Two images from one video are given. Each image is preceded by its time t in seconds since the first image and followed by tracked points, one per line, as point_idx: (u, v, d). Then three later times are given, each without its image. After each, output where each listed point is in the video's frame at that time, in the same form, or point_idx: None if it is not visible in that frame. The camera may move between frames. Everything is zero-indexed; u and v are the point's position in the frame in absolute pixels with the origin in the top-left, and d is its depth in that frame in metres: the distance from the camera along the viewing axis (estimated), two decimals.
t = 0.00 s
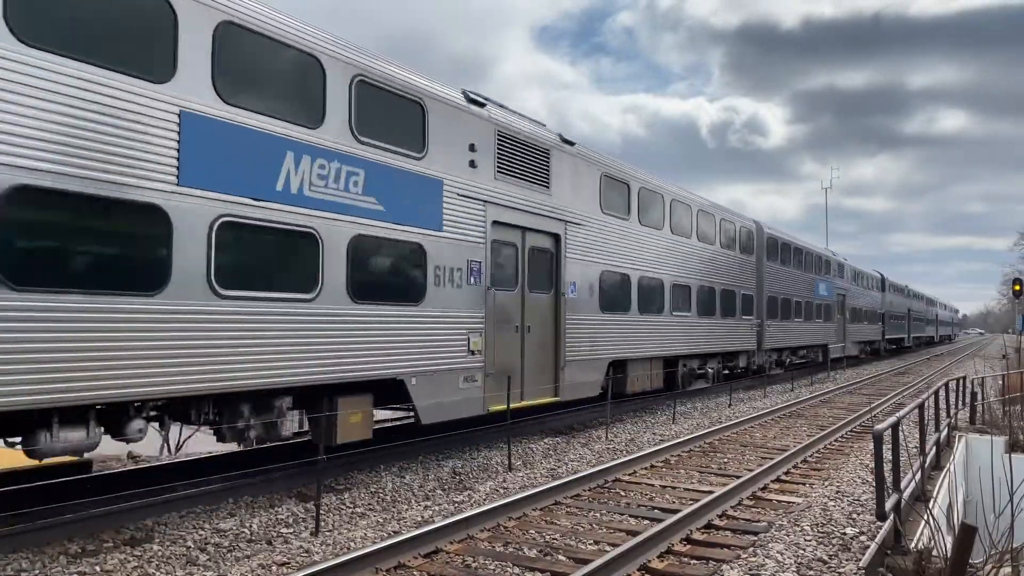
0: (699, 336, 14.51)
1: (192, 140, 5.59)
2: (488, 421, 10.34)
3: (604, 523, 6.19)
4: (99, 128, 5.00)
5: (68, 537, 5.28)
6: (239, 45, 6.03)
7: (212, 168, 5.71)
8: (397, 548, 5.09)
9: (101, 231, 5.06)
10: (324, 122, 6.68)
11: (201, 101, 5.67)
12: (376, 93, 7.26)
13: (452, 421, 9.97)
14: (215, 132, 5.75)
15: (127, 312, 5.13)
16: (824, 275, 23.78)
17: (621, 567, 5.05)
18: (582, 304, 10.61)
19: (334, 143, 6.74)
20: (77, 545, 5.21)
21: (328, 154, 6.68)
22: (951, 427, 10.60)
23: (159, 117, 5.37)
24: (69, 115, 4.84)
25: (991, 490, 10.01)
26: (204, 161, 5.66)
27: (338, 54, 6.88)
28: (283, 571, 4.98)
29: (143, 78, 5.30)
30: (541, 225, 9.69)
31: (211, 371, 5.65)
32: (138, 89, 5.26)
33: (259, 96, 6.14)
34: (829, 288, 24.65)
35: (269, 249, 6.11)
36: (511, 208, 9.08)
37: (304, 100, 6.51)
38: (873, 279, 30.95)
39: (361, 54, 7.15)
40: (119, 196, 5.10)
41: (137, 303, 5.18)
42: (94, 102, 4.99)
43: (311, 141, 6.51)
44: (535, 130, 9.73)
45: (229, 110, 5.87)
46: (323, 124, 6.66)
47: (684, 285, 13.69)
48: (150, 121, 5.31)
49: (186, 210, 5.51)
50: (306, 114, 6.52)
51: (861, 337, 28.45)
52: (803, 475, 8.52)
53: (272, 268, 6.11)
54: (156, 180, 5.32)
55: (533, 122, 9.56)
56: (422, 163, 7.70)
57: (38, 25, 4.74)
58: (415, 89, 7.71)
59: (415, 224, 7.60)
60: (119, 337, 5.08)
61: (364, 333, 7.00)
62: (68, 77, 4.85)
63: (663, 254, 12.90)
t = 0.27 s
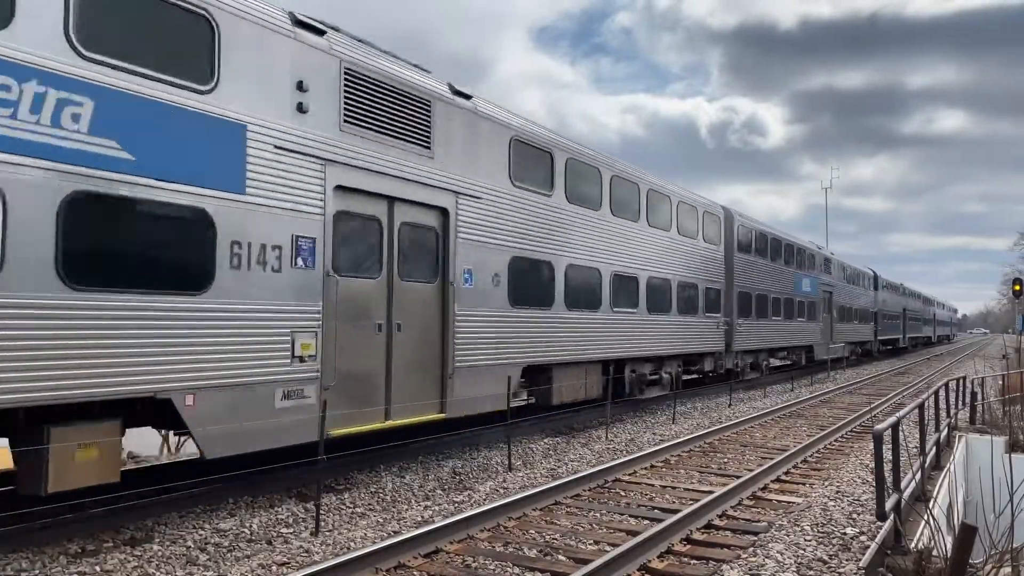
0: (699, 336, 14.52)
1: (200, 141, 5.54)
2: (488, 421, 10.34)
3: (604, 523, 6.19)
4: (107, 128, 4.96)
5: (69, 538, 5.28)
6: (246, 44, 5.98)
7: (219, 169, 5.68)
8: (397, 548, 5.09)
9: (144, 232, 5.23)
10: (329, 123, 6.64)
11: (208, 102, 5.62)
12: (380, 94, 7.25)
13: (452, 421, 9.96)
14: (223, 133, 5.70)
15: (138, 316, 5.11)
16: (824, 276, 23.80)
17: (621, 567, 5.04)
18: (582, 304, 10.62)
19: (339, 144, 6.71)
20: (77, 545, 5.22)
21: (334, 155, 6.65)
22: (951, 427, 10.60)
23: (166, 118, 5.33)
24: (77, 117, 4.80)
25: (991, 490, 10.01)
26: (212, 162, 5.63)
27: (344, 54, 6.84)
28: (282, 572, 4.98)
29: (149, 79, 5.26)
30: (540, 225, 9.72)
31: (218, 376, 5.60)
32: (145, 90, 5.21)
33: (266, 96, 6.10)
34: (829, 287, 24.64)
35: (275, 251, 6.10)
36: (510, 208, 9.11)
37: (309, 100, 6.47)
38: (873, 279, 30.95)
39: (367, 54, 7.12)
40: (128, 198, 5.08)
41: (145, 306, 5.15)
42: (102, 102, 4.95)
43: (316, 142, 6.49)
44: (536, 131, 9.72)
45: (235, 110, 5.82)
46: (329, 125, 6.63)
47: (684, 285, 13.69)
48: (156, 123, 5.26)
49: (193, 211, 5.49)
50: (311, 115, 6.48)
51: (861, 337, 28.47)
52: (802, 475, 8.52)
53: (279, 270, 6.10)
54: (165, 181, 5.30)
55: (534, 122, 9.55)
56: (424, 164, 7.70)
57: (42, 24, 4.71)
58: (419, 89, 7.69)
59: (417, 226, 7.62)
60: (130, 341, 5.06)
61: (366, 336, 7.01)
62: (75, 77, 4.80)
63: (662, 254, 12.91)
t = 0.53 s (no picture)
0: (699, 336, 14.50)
1: (194, 141, 5.57)
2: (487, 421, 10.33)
3: (604, 523, 6.19)
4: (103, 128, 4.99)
5: (69, 538, 5.29)
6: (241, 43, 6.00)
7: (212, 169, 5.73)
8: (397, 548, 5.09)
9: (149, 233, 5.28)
10: (323, 122, 6.68)
11: (204, 101, 5.64)
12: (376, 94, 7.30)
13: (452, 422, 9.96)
14: (217, 133, 5.73)
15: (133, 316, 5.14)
16: (824, 276, 23.80)
17: (621, 567, 5.04)
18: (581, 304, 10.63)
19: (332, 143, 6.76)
20: (76, 546, 5.22)
21: (327, 154, 6.69)
22: (951, 427, 10.60)
23: (161, 118, 5.35)
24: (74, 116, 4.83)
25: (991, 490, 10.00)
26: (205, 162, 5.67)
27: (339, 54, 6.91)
28: (283, 572, 4.98)
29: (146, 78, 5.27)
30: (537, 224, 9.74)
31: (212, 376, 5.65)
32: (142, 89, 5.23)
33: (261, 95, 6.13)
34: (829, 287, 24.62)
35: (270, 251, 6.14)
36: (506, 207, 9.15)
37: (303, 99, 6.50)
38: (873, 279, 30.93)
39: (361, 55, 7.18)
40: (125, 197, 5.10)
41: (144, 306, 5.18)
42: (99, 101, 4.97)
43: (310, 141, 6.53)
44: (532, 130, 9.75)
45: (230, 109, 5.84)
46: (322, 124, 6.67)
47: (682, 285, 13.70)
48: (152, 123, 5.29)
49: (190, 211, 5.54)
50: (305, 114, 6.51)
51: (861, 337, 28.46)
52: (802, 475, 8.52)
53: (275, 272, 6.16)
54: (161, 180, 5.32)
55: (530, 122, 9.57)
56: (419, 163, 7.76)
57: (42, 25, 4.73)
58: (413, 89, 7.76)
59: (414, 225, 7.65)
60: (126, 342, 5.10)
61: (365, 335, 7.05)
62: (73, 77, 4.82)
63: (660, 254, 12.93)
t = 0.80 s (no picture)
0: (699, 336, 14.50)
1: (188, 142, 5.63)
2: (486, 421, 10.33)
3: (604, 523, 6.19)
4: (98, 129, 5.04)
5: (68, 538, 5.28)
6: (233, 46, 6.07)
7: (207, 169, 5.77)
8: (397, 549, 5.09)
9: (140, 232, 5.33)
10: (315, 122, 6.73)
11: (196, 103, 5.71)
12: (370, 95, 7.36)
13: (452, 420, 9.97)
14: (210, 134, 5.80)
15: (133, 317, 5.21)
16: (824, 276, 23.80)
17: (621, 568, 5.04)
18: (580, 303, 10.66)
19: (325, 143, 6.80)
20: (76, 546, 5.22)
21: (320, 154, 6.74)
22: (951, 427, 10.60)
23: (154, 118, 5.41)
24: (70, 118, 4.87)
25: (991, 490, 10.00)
26: (201, 163, 5.72)
27: (333, 56, 6.97)
28: (283, 572, 4.97)
29: (140, 80, 5.33)
30: (534, 224, 9.76)
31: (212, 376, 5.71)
32: (135, 91, 5.29)
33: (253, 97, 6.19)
34: (829, 287, 24.60)
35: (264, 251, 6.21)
36: (503, 207, 9.18)
37: (295, 100, 6.56)
38: (873, 279, 30.91)
39: (355, 56, 7.24)
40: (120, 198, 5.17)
41: (138, 304, 5.24)
42: (94, 104, 5.02)
43: (302, 142, 6.58)
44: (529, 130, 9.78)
45: (222, 111, 5.90)
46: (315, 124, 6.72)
47: (681, 285, 13.70)
48: (146, 122, 5.35)
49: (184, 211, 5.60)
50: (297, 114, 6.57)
51: (861, 337, 28.45)
52: (802, 475, 8.52)
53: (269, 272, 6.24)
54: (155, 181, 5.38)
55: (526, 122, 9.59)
56: (415, 163, 7.80)
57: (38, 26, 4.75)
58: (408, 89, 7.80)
59: (409, 225, 7.69)
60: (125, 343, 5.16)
61: (362, 335, 7.10)
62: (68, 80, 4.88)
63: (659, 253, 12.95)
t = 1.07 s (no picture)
0: (699, 336, 14.49)
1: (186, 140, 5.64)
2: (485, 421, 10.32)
3: (604, 523, 6.19)
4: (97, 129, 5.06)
5: (69, 538, 5.28)
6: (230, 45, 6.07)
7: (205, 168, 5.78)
8: (397, 549, 5.09)
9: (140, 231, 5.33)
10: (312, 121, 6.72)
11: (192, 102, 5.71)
12: (371, 95, 7.36)
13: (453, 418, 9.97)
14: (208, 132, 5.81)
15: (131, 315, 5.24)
16: (824, 276, 23.81)
17: (621, 568, 5.05)
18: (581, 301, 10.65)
19: (324, 141, 6.80)
20: (77, 545, 5.22)
21: (320, 151, 6.75)
22: (951, 427, 10.60)
23: (155, 118, 5.44)
24: (68, 118, 4.89)
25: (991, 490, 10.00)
26: (199, 162, 5.73)
27: (333, 56, 6.98)
28: (283, 572, 4.98)
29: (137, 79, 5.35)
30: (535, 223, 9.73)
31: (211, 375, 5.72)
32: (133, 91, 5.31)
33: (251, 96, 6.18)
34: (829, 287, 24.59)
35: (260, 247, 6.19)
36: (505, 206, 9.17)
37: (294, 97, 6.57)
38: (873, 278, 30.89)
39: (356, 56, 7.24)
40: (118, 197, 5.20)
41: (135, 303, 5.26)
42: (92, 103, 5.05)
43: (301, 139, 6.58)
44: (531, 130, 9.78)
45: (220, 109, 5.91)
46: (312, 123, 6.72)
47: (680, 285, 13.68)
48: (144, 122, 5.36)
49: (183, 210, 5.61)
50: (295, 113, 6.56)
51: (861, 337, 28.46)
52: (802, 475, 8.52)
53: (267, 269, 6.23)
54: (153, 180, 5.41)
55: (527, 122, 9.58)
56: (415, 163, 7.79)
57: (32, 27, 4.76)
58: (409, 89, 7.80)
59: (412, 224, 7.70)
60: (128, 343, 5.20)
61: (360, 337, 7.04)
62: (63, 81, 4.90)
63: (660, 253, 12.94)
